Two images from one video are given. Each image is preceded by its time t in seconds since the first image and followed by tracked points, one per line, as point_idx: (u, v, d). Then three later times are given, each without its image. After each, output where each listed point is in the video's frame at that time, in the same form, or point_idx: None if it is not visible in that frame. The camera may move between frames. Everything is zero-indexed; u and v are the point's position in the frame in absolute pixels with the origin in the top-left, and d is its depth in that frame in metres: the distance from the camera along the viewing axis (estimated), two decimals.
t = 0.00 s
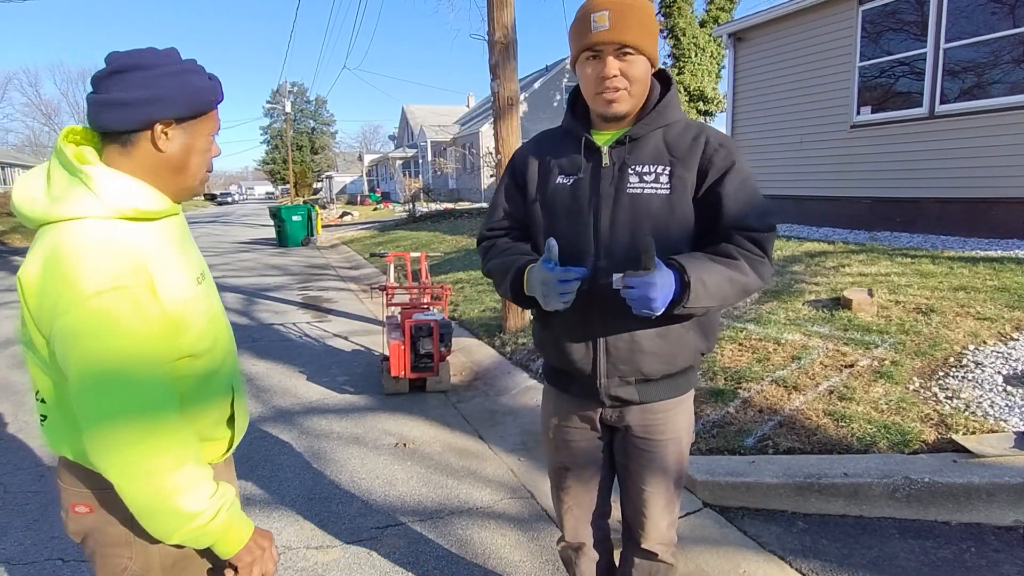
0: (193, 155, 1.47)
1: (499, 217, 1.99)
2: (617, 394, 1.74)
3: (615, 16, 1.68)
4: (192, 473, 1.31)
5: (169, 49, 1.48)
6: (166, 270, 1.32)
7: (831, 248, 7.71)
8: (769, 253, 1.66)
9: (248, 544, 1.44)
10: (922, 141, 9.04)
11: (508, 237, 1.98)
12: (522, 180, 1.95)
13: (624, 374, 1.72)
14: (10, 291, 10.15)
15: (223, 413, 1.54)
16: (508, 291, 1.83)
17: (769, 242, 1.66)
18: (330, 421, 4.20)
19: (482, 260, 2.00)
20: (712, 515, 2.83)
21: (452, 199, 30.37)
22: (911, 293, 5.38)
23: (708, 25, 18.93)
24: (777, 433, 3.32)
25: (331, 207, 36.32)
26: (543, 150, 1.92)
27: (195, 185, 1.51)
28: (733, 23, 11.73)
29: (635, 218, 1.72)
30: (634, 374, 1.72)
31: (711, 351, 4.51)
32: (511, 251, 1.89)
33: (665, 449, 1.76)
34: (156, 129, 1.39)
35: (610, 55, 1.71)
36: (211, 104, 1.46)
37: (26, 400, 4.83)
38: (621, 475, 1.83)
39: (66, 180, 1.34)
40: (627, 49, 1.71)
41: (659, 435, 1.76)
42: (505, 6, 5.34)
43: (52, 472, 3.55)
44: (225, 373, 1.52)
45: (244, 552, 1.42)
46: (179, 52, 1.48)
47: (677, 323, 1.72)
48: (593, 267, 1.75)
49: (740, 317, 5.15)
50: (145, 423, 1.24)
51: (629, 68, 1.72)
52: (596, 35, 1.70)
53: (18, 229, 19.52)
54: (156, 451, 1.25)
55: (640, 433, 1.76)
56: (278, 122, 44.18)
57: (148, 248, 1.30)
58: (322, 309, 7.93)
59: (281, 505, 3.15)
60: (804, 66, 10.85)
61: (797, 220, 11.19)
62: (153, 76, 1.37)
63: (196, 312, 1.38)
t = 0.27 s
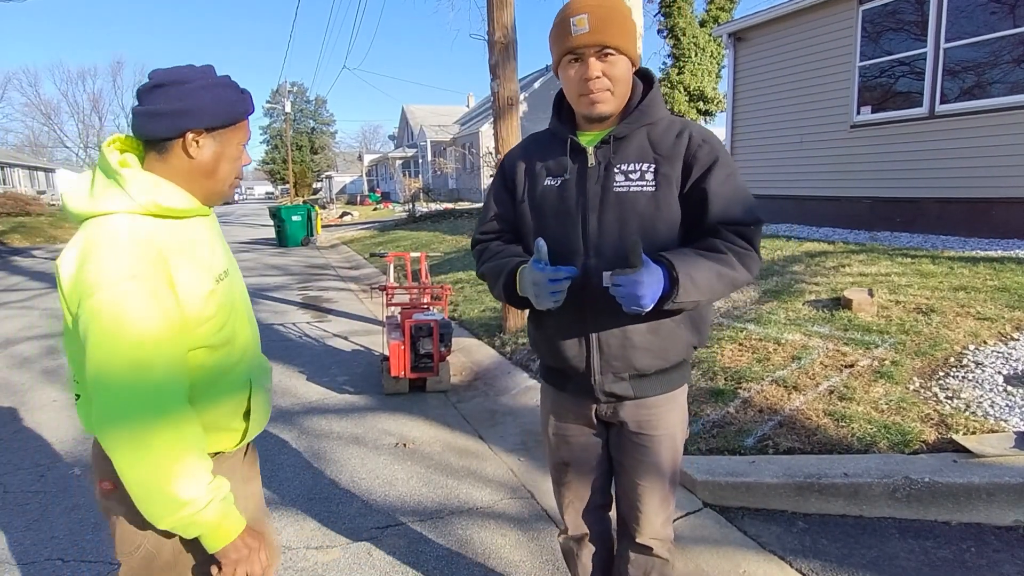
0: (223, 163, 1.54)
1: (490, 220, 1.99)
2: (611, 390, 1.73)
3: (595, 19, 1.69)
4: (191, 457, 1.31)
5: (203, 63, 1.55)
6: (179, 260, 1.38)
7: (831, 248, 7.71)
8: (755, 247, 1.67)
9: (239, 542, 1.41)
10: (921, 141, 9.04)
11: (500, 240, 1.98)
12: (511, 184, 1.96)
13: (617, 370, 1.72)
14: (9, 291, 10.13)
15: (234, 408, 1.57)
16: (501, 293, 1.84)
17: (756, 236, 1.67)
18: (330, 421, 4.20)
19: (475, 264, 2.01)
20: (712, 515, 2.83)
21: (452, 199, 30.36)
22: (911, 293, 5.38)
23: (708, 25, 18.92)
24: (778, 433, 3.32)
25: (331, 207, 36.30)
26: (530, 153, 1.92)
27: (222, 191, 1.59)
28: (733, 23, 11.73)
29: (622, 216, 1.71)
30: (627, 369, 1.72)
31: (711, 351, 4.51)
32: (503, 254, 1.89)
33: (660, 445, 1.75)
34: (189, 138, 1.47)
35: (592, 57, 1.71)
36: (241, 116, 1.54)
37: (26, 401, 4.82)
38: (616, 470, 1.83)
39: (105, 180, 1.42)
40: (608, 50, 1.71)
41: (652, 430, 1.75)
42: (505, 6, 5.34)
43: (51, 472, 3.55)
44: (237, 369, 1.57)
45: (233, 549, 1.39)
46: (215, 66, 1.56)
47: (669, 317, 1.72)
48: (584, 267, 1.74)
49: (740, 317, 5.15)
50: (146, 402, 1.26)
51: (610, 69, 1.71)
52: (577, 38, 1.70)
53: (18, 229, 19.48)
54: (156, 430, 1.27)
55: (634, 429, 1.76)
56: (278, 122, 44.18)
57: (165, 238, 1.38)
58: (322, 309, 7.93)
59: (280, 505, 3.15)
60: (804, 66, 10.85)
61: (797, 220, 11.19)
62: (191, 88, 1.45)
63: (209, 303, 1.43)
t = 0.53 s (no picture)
0: (257, 163, 1.71)
1: (483, 223, 2.00)
2: (607, 387, 1.73)
3: (579, 21, 1.69)
4: (179, 419, 1.45)
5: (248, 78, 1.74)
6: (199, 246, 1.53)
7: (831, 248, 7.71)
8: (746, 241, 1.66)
9: (211, 511, 1.50)
10: (921, 141, 9.04)
11: (495, 242, 1.98)
12: (504, 186, 1.96)
13: (613, 367, 1.72)
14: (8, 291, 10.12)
15: (245, 390, 1.69)
16: (499, 293, 1.83)
17: (746, 230, 1.66)
18: (330, 421, 4.20)
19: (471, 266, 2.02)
20: (712, 515, 2.84)
21: (452, 199, 30.36)
22: (911, 293, 5.38)
23: (708, 25, 18.92)
24: (777, 433, 3.32)
25: (331, 207, 36.29)
26: (520, 156, 1.93)
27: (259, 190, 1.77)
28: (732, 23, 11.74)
29: (612, 215, 1.71)
30: (623, 366, 1.71)
31: (711, 351, 4.51)
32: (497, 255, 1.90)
33: (656, 443, 1.75)
34: (228, 140, 1.65)
35: (577, 59, 1.72)
36: (277, 122, 1.71)
37: (26, 400, 4.82)
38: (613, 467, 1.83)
39: (154, 176, 1.63)
40: (593, 52, 1.72)
41: (649, 428, 1.74)
42: (505, 6, 5.34)
43: (51, 472, 3.55)
44: (248, 354, 1.69)
45: (204, 515, 1.49)
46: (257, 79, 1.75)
47: (661, 313, 1.72)
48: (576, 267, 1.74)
49: (740, 317, 5.15)
50: (142, 361, 1.41)
51: (596, 70, 1.72)
52: (562, 41, 1.71)
53: (17, 230, 19.45)
54: (151, 388, 1.42)
55: (630, 427, 1.75)
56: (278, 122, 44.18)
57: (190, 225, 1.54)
58: (322, 309, 7.93)
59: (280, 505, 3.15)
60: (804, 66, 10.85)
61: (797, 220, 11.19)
62: (231, 97, 1.65)
63: (220, 287, 1.57)
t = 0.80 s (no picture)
0: (262, 164, 1.71)
1: (479, 224, 1.99)
2: (603, 384, 1.72)
3: (568, 21, 1.69)
4: (178, 412, 1.46)
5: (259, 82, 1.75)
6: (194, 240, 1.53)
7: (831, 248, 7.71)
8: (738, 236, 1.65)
9: (219, 491, 1.52)
10: (921, 141, 9.05)
11: (491, 242, 1.98)
12: (499, 188, 1.96)
13: (609, 364, 1.71)
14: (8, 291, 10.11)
15: (245, 383, 1.70)
16: (503, 292, 1.79)
17: (738, 225, 1.64)
18: (330, 421, 4.20)
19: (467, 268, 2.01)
20: (712, 515, 2.84)
21: (452, 199, 30.37)
22: (911, 293, 5.38)
23: (708, 25, 18.92)
24: (777, 433, 3.32)
25: (331, 207, 36.29)
26: (515, 157, 1.93)
27: (264, 190, 1.76)
28: (732, 23, 11.74)
29: (605, 214, 1.71)
30: (618, 363, 1.70)
31: (711, 351, 4.51)
32: (493, 255, 1.89)
33: (653, 443, 1.74)
34: (233, 140, 1.66)
35: (566, 59, 1.72)
36: (281, 123, 1.71)
37: (26, 400, 4.82)
38: (609, 466, 1.83)
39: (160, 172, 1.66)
40: (582, 52, 1.72)
41: (645, 425, 1.74)
42: (505, 6, 5.34)
43: (52, 472, 3.55)
44: (249, 346, 1.69)
45: (216, 493, 1.52)
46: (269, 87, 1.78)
47: (653, 309, 1.71)
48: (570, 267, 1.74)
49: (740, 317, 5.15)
50: (141, 358, 1.43)
51: (586, 70, 1.72)
52: (551, 41, 1.71)
53: (17, 230, 19.43)
54: (152, 382, 1.43)
55: (627, 425, 1.75)
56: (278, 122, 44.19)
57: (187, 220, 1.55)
58: (323, 309, 7.93)
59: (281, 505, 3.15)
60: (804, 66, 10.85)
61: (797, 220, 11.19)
62: (239, 99, 1.67)
63: (218, 281, 1.57)
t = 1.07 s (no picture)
0: (238, 160, 1.69)
1: (476, 227, 1.99)
2: (602, 382, 1.72)
3: (566, 23, 1.70)
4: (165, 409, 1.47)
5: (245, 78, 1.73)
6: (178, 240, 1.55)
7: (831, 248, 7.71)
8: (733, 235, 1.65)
9: (210, 486, 1.52)
10: (921, 141, 9.05)
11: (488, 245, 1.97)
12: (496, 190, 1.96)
13: (608, 363, 1.70)
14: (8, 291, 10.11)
15: (236, 380, 1.69)
16: (505, 294, 1.79)
17: (733, 224, 1.65)
18: (330, 421, 4.20)
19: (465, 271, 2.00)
20: (712, 515, 2.84)
21: (452, 199, 30.38)
22: (911, 293, 5.38)
23: (708, 25, 18.91)
24: (778, 433, 3.32)
25: (331, 207, 36.29)
26: (511, 159, 1.94)
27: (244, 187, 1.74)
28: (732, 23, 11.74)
29: (603, 214, 1.70)
30: (617, 362, 1.70)
31: (711, 351, 4.51)
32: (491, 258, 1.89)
33: (651, 442, 1.72)
34: (206, 136, 1.66)
35: (562, 61, 1.73)
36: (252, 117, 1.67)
37: (26, 400, 4.82)
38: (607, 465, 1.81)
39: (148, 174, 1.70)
40: (578, 54, 1.72)
41: (643, 423, 1.72)
42: (505, 6, 5.34)
43: (52, 472, 3.55)
44: (243, 344, 1.69)
45: (205, 489, 1.52)
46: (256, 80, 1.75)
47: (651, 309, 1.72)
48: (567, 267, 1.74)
49: (740, 317, 5.15)
50: (125, 354, 1.44)
51: (581, 73, 1.73)
52: (547, 43, 1.72)
53: (17, 230, 19.43)
54: (136, 378, 1.45)
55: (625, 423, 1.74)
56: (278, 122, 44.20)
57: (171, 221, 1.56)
58: (323, 309, 7.93)
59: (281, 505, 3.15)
60: (804, 66, 10.85)
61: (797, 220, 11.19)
62: (209, 94, 1.65)
63: (201, 279, 1.58)
